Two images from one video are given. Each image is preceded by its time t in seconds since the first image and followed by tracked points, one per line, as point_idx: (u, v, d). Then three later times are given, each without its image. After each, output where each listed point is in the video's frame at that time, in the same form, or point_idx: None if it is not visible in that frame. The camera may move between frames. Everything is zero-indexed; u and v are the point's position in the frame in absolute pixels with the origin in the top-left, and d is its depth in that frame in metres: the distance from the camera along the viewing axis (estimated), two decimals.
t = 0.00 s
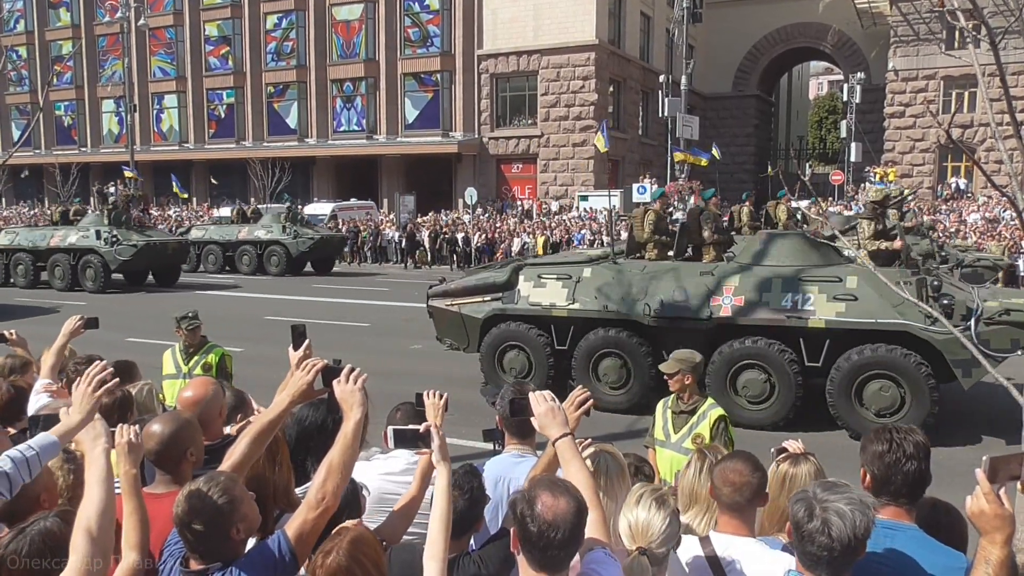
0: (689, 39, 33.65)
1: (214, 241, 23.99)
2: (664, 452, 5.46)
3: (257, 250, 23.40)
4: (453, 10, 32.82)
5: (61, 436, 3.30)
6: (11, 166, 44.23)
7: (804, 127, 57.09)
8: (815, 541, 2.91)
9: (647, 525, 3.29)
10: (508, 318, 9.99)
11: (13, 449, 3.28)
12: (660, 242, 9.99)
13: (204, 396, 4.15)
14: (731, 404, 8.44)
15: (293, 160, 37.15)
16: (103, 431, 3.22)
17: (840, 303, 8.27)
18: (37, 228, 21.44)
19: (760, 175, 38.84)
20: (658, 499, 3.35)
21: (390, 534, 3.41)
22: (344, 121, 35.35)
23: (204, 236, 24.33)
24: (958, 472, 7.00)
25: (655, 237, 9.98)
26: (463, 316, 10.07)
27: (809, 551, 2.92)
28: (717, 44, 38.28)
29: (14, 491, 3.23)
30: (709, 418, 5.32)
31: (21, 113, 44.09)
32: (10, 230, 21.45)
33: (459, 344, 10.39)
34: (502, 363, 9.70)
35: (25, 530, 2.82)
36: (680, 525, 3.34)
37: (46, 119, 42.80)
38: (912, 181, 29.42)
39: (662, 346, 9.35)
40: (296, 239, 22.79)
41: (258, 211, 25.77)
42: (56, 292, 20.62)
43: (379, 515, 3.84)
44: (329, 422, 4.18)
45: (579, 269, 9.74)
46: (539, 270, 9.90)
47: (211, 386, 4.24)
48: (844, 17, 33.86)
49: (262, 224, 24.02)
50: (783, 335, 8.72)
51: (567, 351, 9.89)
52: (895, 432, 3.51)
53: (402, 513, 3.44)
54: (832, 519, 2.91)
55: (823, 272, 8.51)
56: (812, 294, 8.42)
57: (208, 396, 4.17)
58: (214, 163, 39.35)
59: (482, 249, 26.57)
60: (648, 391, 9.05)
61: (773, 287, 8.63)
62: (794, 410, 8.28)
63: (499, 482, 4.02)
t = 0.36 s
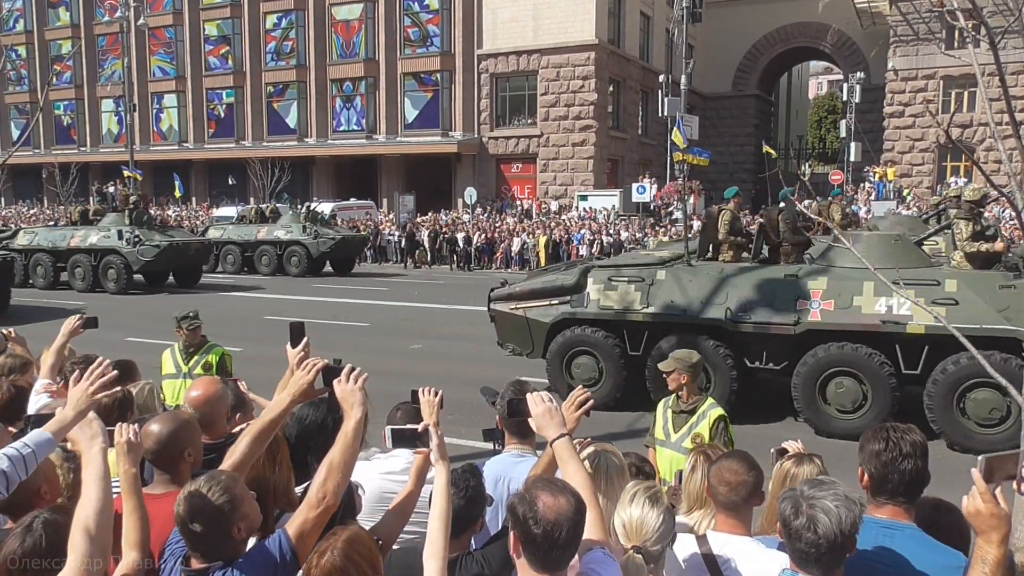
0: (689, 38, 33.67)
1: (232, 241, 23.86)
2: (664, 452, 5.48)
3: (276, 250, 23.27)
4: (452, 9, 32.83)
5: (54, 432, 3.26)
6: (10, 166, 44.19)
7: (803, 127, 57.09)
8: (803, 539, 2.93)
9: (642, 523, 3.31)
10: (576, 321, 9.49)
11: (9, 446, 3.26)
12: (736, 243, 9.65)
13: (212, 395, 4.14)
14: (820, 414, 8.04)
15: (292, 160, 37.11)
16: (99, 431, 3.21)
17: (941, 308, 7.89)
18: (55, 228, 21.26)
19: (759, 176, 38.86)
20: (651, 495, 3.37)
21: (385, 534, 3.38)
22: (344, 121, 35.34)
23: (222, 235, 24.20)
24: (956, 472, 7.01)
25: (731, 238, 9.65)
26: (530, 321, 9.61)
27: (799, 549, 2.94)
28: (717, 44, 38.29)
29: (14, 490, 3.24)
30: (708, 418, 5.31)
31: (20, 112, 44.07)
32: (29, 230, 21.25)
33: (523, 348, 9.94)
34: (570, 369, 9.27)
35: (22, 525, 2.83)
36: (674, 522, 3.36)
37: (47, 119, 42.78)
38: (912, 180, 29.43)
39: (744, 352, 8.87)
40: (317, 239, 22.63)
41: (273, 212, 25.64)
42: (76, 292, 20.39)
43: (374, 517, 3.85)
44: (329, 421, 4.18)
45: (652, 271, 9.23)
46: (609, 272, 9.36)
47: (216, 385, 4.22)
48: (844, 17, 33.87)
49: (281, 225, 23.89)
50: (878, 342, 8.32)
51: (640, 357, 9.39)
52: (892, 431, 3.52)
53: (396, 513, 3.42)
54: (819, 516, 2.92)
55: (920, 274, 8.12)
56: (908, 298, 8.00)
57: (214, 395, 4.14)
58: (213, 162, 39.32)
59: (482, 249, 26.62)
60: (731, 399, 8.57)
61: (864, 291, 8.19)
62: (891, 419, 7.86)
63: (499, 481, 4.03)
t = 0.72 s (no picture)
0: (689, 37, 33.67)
1: (252, 241, 23.41)
2: (664, 450, 5.49)
3: (297, 250, 22.82)
4: (452, 8, 32.84)
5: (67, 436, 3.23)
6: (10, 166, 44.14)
7: (804, 126, 57.07)
8: (796, 534, 2.94)
9: (638, 520, 3.31)
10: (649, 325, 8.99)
11: (20, 448, 3.24)
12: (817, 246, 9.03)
13: (217, 394, 4.12)
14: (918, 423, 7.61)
15: (292, 159, 37.07)
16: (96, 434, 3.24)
17: None
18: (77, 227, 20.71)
19: (759, 175, 38.85)
20: (647, 493, 3.37)
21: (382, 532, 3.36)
22: (344, 120, 35.33)
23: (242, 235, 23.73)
24: (956, 470, 7.01)
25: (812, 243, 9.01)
26: (601, 324, 9.18)
27: (792, 544, 2.95)
28: (717, 43, 38.26)
29: (18, 491, 3.22)
30: (708, 417, 5.29)
31: (20, 111, 44.05)
32: (48, 230, 20.75)
33: (592, 353, 9.51)
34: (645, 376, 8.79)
35: (28, 522, 2.85)
36: (671, 519, 3.36)
37: (46, 118, 42.76)
38: (913, 179, 29.41)
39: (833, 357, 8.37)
40: (339, 239, 22.32)
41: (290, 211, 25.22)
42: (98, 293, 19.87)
43: (368, 512, 3.86)
44: (331, 419, 4.22)
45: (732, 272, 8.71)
46: (686, 273, 8.86)
47: (220, 384, 4.19)
48: (844, 16, 33.89)
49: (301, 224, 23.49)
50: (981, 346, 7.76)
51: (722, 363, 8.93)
52: (891, 429, 3.52)
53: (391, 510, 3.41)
54: (812, 512, 2.93)
55: None
56: (1016, 302, 7.49)
57: (219, 394, 4.12)
58: (213, 162, 39.27)
59: (482, 248, 26.72)
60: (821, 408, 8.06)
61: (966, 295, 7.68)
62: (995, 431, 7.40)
63: (499, 480, 4.03)
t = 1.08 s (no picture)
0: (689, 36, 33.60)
1: (271, 241, 23.11)
2: (666, 450, 5.48)
3: (317, 250, 22.65)
4: (451, 7, 32.80)
5: (61, 438, 3.21)
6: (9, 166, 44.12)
7: (803, 124, 57.06)
8: (789, 532, 2.94)
9: (635, 519, 3.31)
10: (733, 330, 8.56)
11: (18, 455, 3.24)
12: (907, 244, 8.78)
13: (220, 396, 4.10)
14: None
15: (291, 159, 37.02)
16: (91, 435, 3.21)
17: None
18: (100, 228, 20.43)
19: (759, 174, 38.83)
20: (642, 492, 3.37)
21: (380, 530, 3.35)
22: (343, 120, 35.30)
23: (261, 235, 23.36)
24: (955, 469, 7.00)
25: (902, 240, 8.76)
26: (679, 329, 8.70)
27: (786, 542, 2.95)
28: (717, 42, 38.20)
29: (18, 498, 3.23)
30: (709, 416, 5.27)
31: (20, 112, 44.04)
32: (70, 231, 20.47)
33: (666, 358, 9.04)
34: (729, 383, 8.31)
35: (33, 521, 2.88)
36: (669, 517, 3.36)
37: (45, 118, 42.76)
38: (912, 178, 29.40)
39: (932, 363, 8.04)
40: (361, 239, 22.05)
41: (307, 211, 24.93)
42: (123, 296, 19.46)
43: (361, 510, 3.84)
44: (332, 418, 4.18)
45: (821, 274, 8.24)
46: (770, 275, 8.41)
47: (225, 385, 4.16)
48: (843, 14, 33.85)
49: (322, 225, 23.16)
50: None
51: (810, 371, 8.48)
52: (889, 429, 3.50)
53: (386, 509, 3.39)
54: (804, 508, 2.93)
55: None
56: None
57: (223, 396, 4.10)
58: (213, 162, 39.23)
59: (481, 247, 26.66)
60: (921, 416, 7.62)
61: None
62: None
63: (499, 479, 4.02)
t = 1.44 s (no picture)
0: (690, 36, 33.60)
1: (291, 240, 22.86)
2: (672, 451, 5.49)
3: (338, 250, 22.33)
4: (452, 6, 32.79)
5: (64, 425, 3.23)
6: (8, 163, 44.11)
7: (803, 126, 57.15)
8: (778, 530, 2.94)
9: (634, 518, 3.32)
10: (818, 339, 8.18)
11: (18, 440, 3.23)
12: (1006, 248, 8.46)
13: (226, 392, 4.07)
14: None
15: (291, 157, 37.01)
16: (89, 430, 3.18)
17: None
18: (122, 225, 20.08)
19: (759, 175, 38.88)
20: (641, 490, 3.39)
21: (380, 527, 3.36)
22: (344, 118, 35.30)
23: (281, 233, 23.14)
24: (953, 470, 7.01)
25: (1002, 243, 8.44)
26: (766, 335, 8.30)
27: (777, 542, 2.95)
28: (718, 42, 38.22)
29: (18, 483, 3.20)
30: (716, 420, 5.28)
31: (20, 108, 44.02)
32: (92, 227, 20.09)
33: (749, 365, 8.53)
34: (817, 390, 7.93)
35: (38, 515, 2.91)
36: (668, 516, 3.37)
37: (46, 115, 42.77)
38: (911, 180, 29.45)
39: None
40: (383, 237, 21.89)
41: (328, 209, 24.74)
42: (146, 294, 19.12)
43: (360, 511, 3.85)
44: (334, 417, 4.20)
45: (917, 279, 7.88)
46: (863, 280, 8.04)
47: (233, 381, 4.14)
48: (845, 15, 33.86)
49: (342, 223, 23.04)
50: None
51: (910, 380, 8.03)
52: (894, 430, 3.50)
53: (384, 507, 3.40)
54: (791, 506, 2.94)
55: None
56: None
57: (230, 392, 4.08)
58: (213, 159, 39.21)
59: (481, 246, 26.60)
60: None
61: None
62: None
63: (499, 478, 4.02)
